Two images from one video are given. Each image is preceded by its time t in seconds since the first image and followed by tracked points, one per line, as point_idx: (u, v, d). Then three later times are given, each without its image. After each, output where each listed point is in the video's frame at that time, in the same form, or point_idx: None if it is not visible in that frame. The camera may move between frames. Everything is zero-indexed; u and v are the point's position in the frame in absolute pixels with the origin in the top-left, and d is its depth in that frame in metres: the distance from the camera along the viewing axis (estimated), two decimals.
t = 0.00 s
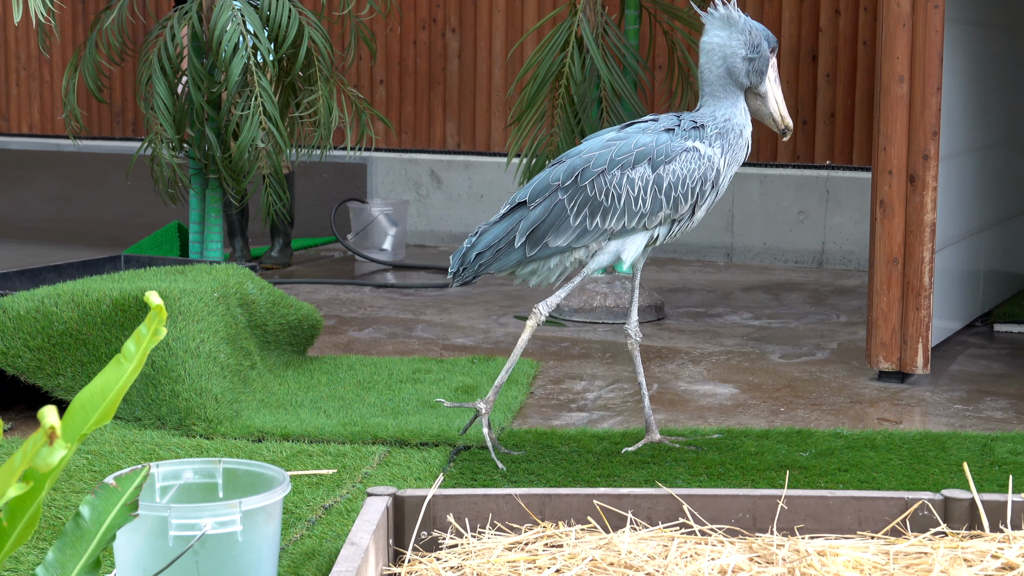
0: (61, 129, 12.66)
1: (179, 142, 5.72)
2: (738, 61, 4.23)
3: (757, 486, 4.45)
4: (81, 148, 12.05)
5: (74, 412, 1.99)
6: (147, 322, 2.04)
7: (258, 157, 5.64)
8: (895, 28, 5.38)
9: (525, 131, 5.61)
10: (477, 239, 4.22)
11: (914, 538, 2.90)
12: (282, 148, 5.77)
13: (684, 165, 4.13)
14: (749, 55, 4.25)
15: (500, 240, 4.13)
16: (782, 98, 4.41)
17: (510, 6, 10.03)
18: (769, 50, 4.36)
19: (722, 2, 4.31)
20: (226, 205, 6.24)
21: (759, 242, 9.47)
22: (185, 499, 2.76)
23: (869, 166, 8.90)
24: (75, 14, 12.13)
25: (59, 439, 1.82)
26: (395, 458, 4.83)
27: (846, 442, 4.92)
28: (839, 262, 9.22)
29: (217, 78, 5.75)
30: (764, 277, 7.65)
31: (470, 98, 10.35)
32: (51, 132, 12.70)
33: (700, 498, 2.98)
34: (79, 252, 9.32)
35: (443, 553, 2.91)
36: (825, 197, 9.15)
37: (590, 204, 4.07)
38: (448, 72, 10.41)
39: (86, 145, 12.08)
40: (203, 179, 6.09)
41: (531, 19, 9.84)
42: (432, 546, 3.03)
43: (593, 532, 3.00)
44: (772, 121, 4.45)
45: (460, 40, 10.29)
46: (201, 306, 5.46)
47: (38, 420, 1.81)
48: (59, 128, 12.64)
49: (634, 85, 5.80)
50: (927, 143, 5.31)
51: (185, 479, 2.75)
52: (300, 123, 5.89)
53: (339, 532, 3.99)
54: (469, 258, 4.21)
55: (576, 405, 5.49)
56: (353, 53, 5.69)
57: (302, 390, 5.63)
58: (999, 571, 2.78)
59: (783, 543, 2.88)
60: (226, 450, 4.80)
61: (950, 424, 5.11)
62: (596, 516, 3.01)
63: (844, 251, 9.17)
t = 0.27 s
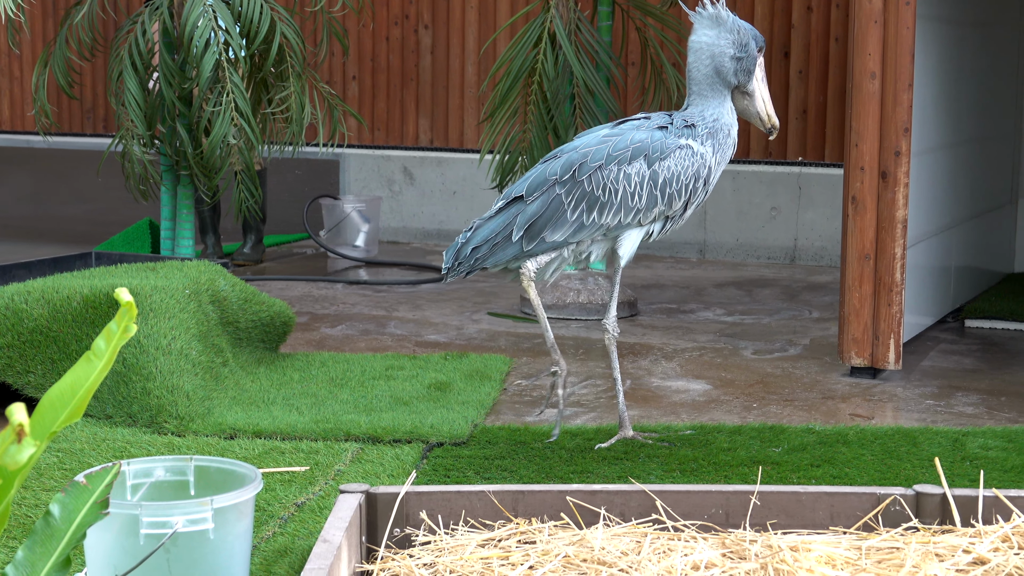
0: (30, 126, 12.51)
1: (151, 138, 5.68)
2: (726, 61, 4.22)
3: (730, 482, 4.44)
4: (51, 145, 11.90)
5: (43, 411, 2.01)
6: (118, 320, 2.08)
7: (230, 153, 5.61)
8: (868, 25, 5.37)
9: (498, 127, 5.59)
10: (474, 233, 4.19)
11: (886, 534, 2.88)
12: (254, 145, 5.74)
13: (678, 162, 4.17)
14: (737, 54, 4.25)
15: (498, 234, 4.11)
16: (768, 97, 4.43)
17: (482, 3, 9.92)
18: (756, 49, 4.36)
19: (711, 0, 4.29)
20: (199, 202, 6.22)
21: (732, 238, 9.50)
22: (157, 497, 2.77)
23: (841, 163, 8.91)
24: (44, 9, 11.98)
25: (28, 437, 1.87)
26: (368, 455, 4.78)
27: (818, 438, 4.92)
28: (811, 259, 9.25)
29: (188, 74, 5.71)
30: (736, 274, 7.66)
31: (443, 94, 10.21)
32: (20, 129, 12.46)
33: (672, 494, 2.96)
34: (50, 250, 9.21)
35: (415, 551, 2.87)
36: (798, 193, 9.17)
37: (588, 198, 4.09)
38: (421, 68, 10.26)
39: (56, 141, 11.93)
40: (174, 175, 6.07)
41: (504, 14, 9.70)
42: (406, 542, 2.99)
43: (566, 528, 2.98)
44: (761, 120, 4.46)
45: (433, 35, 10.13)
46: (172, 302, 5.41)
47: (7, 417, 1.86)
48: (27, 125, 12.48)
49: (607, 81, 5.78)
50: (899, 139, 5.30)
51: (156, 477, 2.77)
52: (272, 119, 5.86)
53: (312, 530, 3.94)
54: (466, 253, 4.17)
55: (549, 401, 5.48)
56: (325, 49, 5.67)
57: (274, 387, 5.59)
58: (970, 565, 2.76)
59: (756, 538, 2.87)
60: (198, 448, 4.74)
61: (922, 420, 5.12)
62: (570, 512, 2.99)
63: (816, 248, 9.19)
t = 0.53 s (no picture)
0: None
1: (123, 136, 5.65)
2: (702, 59, 4.19)
3: (705, 478, 4.43)
4: (23, 143, 11.76)
5: (18, 409, 2.13)
6: (91, 319, 2.18)
7: (203, 151, 5.58)
8: (841, 21, 5.36)
9: (471, 124, 5.57)
10: (462, 241, 4.12)
11: (861, 529, 2.86)
12: (227, 142, 5.72)
13: (662, 162, 4.14)
14: (713, 52, 4.21)
15: (488, 243, 4.05)
16: (743, 95, 4.40)
17: None
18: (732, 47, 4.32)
19: None
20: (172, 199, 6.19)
21: (706, 235, 9.43)
22: (130, 497, 2.68)
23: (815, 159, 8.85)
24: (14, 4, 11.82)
25: None
26: (343, 453, 4.72)
27: (793, 434, 4.90)
28: (785, 255, 9.20)
29: (161, 72, 5.68)
30: (710, 270, 7.66)
31: (417, 91, 9.85)
32: None
33: (648, 491, 2.93)
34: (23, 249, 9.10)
35: (389, 548, 2.84)
36: (771, 190, 9.09)
37: (576, 203, 4.04)
38: (394, 65, 9.89)
39: (28, 139, 11.79)
40: (147, 173, 6.05)
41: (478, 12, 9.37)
42: (382, 541, 2.95)
43: (542, 525, 2.95)
44: (735, 117, 4.42)
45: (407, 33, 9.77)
46: (145, 300, 5.35)
47: None
48: None
49: (581, 78, 5.76)
50: (873, 136, 5.31)
51: (129, 476, 2.67)
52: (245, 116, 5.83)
53: (287, 528, 3.87)
54: (456, 262, 4.11)
55: (523, 399, 5.46)
56: (299, 46, 5.65)
57: (248, 386, 5.55)
58: (945, 561, 2.75)
59: (731, 534, 2.85)
60: (172, 447, 4.67)
61: (896, 416, 5.13)
62: (546, 510, 2.96)
63: (789, 245, 9.14)
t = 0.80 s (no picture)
0: None
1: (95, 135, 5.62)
2: (677, 59, 4.19)
3: (680, 478, 4.40)
4: None
5: None
6: (62, 319, 2.19)
7: (176, 150, 5.55)
8: (813, 21, 5.37)
9: (445, 124, 5.57)
10: (458, 262, 4.02)
11: (835, 528, 2.82)
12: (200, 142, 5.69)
13: (649, 170, 4.16)
14: (687, 52, 4.22)
15: (487, 263, 3.98)
16: (717, 93, 4.41)
17: None
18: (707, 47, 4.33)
19: None
20: (145, 200, 6.16)
21: (681, 234, 9.41)
22: (103, 498, 2.69)
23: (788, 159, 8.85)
24: None
25: None
26: (317, 454, 4.67)
27: (767, 433, 4.90)
28: (759, 254, 9.19)
29: (133, 71, 5.65)
30: (686, 270, 7.67)
31: (391, 92, 9.61)
32: None
33: (624, 490, 2.89)
34: None
35: (365, 550, 2.80)
36: (745, 188, 9.08)
37: (571, 217, 4.01)
38: (368, 65, 9.65)
39: None
40: (119, 173, 6.01)
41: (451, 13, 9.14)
42: (357, 542, 2.90)
43: (517, 525, 2.91)
44: (709, 117, 4.45)
45: (382, 33, 9.55)
46: (118, 301, 5.31)
47: None
48: None
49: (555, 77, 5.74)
50: (846, 135, 5.31)
51: (102, 477, 2.67)
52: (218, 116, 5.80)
53: (261, 529, 3.82)
54: (454, 284, 4.01)
55: (498, 398, 5.44)
56: (272, 46, 5.62)
57: (221, 387, 5.51)
58: (920, 559, 2.72)
59: (707, 534, 2.81)
60: (146, 448, 4.62)
61: (869, 414, 5.13)
62: (520, 510, 2.91)
63: (763, 244, 9.13)
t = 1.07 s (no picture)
0: None
1: (69, 144, 5.59)
2: (672, 71, 4.19)
3: (657, 486, 4.36)
4: None
5: None
6: (34, 328, 2.18)
7: (150, 159, 5.52)
8: (787, 29, 5.38)
9: (420, 132, 5.57)
10: (468, 279, 3.95)
11: (811, 535, 2.72)
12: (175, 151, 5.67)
13: (655, 187, 4.15)
14: (681, 63, 4.21)
15: (498, 280, 3.92)
16: (711, 106, 4.38)
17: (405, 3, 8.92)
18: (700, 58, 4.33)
19: (650, 10, 4.24)
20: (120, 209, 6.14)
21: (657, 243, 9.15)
22: (76, 510, 2.56)
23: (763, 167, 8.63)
24: None
25: None
26: (293, 463, 4.61)
27: (743, 440, 4.87)
28: (735, 262, 9.00)
29: (107, 80, 5.62)
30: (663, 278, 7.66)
31: (366, 99, 9.17)
32: None
33: (599, 499, 2.77)
34: None
35: (339, 560, 2.69)
36: (720, 197, 8.89)
37: (581, 234, 3.99)
38: (343, 73, 9.21)
39: None
40: (93, 182, 5.99)
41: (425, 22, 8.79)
42: (331, 553, 2.79)
43: (492, 535, 2.78)
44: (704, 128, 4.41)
45: (356, 40, 9.12)
46: (92, 311, 5.27)
47: None
48: None
49: (530, 85, 5.74)
50: (821, 143, 5.33)
51: (75, 488, 2.55)
52: (192, 125, 5.79)
53: (236, 539, 3.77)
54: (464, 301, 3.94)
55: (474, 407, 5.40)
56: (247, 54, 5.61)
57: (196, 396, 5.45)
58: (896, 567, 2.62)
59: (683, 542, 2.70)
60: (119, 458, 4.57)
61: (845, 421, 5.12)
62: (495, 519, 2.80)
63: (739, 252, 8.94)
